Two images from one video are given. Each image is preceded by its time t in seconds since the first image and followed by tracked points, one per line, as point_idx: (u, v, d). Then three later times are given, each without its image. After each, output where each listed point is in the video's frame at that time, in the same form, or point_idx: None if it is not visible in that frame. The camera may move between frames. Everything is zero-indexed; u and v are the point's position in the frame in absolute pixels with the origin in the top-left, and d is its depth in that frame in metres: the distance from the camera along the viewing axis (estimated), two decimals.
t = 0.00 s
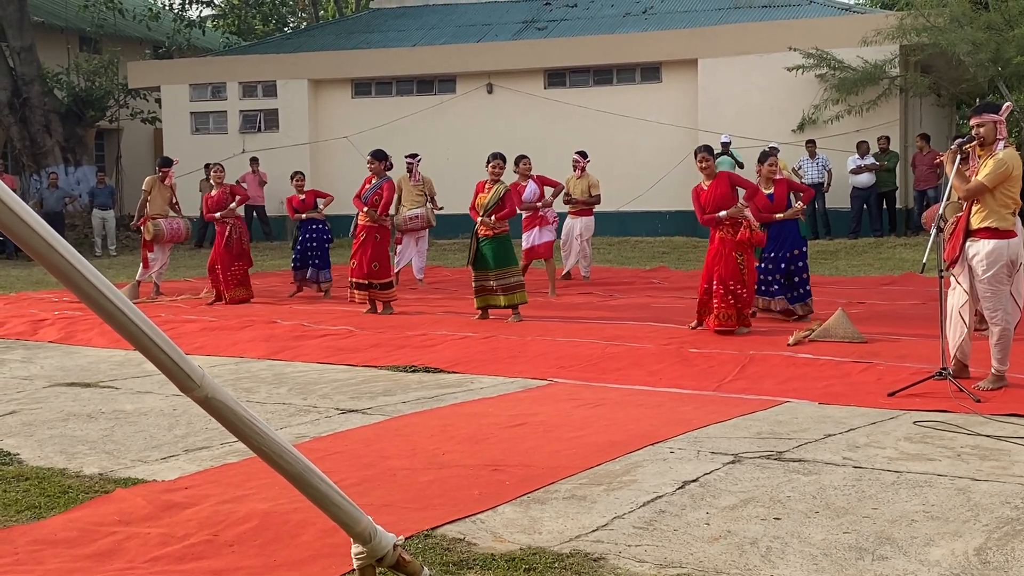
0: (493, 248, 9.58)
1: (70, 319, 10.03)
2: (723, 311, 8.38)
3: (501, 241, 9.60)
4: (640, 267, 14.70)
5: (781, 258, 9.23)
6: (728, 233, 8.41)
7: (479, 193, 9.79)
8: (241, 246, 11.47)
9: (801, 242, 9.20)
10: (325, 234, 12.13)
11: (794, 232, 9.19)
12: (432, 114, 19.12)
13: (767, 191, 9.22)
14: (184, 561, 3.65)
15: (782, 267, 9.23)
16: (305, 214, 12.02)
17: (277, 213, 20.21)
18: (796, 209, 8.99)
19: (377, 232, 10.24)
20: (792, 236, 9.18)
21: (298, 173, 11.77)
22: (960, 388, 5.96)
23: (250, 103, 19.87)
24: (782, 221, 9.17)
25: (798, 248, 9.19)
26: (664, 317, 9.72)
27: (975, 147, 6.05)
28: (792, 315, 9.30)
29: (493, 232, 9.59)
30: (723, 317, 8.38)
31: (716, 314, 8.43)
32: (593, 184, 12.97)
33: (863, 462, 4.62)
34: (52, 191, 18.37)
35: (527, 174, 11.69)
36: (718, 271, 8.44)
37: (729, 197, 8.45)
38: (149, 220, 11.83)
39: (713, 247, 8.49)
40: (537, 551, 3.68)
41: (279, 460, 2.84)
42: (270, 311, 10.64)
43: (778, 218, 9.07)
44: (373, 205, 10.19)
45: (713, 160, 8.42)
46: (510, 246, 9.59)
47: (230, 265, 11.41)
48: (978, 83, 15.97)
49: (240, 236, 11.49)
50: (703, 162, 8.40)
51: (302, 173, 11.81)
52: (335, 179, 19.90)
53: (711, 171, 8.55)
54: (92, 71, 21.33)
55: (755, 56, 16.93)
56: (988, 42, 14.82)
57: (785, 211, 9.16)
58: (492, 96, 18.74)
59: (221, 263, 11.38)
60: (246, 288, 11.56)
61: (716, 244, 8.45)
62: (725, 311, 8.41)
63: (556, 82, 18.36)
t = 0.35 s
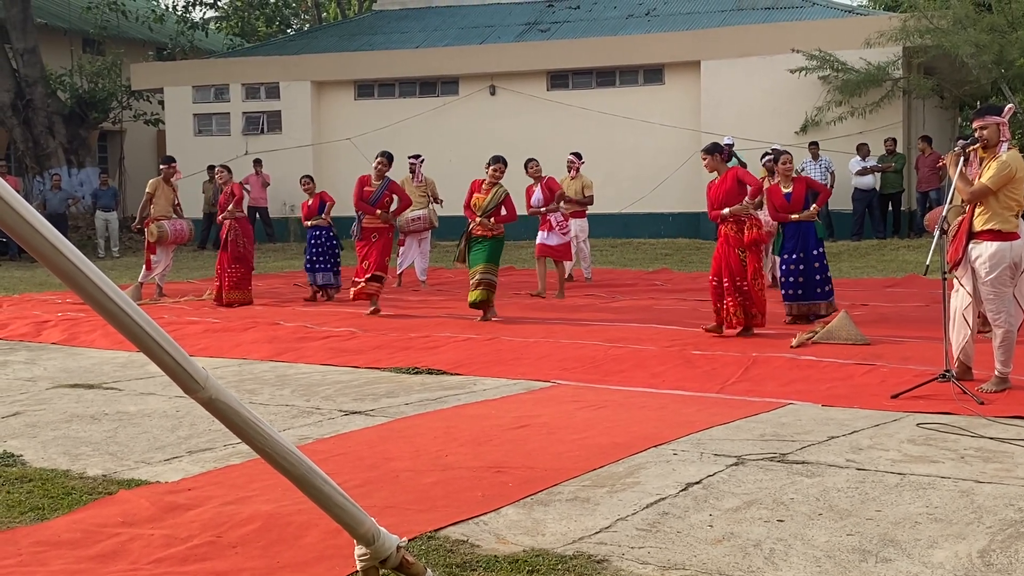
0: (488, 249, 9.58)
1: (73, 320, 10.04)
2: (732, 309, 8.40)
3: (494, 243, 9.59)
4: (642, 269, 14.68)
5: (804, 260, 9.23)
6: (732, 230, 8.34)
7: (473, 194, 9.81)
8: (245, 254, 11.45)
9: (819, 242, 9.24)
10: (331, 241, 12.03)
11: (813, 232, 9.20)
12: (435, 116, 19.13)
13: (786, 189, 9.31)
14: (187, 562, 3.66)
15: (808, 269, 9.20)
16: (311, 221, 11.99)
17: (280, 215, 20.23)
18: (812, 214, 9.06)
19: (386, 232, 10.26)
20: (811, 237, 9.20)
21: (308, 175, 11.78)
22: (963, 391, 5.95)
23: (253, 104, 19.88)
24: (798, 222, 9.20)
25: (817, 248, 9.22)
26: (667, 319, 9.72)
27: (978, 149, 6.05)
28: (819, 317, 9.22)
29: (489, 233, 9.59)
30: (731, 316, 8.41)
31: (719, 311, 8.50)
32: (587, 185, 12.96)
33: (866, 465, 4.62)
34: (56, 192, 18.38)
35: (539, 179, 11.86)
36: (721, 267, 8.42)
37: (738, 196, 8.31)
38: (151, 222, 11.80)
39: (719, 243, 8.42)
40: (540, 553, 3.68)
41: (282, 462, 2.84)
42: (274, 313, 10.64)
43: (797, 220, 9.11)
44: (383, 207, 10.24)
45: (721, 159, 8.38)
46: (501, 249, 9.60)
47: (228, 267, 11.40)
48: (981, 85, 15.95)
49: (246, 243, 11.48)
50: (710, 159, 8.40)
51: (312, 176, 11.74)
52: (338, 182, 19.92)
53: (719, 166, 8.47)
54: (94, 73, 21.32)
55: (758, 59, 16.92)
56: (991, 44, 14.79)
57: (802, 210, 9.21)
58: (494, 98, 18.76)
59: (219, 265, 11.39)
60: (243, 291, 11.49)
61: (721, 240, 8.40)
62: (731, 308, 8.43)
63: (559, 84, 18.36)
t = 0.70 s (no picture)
0: (506, 247, 9.62)
1: (76, 321, 10.05)
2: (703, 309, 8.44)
3: (508, 240, 9.64)
4: (645, 270, 14.67)
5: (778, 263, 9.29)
6: (717, 230, 8.39)
7: (476, 195, 9.59)
8: (229, 251, 11.50)
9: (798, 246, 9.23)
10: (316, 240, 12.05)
11: (794, 237, 9.21)
12: (437, 117, 19.15)
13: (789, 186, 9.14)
14: (190, 563, 3.66)
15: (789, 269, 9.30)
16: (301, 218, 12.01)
17: (283, 216, 20.24)
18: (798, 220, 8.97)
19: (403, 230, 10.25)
20: (791, 242, 9.21)
21: (313, 173, 11.75)
22: (966, 391, 5.95)
23: (256, 105, 19.87)
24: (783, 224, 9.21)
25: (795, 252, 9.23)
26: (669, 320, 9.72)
27: (982, 150, 6.04)
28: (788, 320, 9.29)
29: (504, 230, 9.60)
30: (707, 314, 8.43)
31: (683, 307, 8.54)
32: (585, 186, 13.06)
33: (869, 465, 4.62)
34: (59, 193, 18.39)
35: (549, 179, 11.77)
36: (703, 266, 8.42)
37: (732, 196, 8.40)
38: (155, 222, 11.82)
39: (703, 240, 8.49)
40: (542, 553, 3.68)
41: (285, 462, 2.84)
42: (277, 314, 10.64)
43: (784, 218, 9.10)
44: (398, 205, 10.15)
45: (723, 154, 8.43)
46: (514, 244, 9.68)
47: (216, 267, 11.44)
48: (984, 85, 15.94)
49: (233, 242, 11.55)
50: (710, 153, 8.44)
51: (315, 173, 11.80)
52: (340, 183, 19.93)
53: (719, 161, 8.51)
54: (98, 73, 21.34)
55: (760, 60, 16.92)
56: (993, 45, 14.77)
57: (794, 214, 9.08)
58: (497, 99, 18.76)
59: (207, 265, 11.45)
60: (230, 291, 11.50)
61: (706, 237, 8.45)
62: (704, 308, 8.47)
63: (561, 85, 18.36)
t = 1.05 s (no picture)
0: (527, 248, 9.64)
1: (78, 321, 10.05)
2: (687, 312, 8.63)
3: (528, 240, 9.63)
4: (647, 270, 14.67)
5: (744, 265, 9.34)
6: (699, 235, 8.57)
7: (488, 204, 9.58)
8: (222, 254, 11.53)
9: (768, 251, 9.21)
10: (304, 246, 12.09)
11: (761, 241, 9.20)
12: (439, 117, 19.15)
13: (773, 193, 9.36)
14: (191, 563, 3.67)
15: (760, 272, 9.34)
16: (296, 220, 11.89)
17: (286, 216, 20.24)
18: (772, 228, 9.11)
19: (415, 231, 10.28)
20: (761, 246, 9.21)
21: (311, 180, 11.72)
22: (967, 391, 5.95)
23: (258, 105, 19.89)
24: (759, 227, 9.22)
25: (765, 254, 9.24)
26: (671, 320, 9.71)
27: (984, 150, 6.04)
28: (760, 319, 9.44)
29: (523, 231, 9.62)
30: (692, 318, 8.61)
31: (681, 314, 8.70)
32: (588, 186, 13.08)
33: (870, 465, 4.62)
34: (61, 193, 18.41)
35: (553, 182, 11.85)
36: (688, 271, 8.62)
37: (716, 204, 8.56)
38: (159, 223, 11.87)
39: (688, 244, 8.66)
40: (544, 553, 3.68)
41: (287, 462, 2.84)
42: (279, 314, 10.65)
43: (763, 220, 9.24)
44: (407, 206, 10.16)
45: (712, 159, 8.52)
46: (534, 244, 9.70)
47: (209, 268, 11.47)
48: (987, 85, 15.92)
49: (225, 245, 11.58)
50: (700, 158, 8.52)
51: (315, 182, 11.77)
52: (343, 183, 19.94)
53: (709, 166, 8.62)
54: (100, 73, 21.35)
55: (763, 60, 16.91)
56: (996, 44, 14.75)
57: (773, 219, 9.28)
58: (499, 98, 18.76)
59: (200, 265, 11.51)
60: (219, 293, 11.49)
61: (690, 241, 8.64)
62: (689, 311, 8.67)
63: (563, 85, 18.37)
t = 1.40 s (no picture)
0: (522, 249, 9.61)
1: (80, 321, 10.06)
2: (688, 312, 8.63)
3: (526, 241, 9.62)
4: (649, 270, 14.67)
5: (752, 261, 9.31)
6: (700, 236, 8.52)
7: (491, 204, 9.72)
8: (236, 251, 11.53)
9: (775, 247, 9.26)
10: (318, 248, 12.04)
11: (763, 236, 9.30)
12: (440, 117, 19.15)
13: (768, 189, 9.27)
14: (193, 562, 3.67)
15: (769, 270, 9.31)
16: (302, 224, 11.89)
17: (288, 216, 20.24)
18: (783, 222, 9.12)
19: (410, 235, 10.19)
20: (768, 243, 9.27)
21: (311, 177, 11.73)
22: (969, 391, 5.95)
23: (260, 105, 19.91)
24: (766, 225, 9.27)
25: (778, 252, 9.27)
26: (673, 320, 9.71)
27: (987, 150, 6.04)
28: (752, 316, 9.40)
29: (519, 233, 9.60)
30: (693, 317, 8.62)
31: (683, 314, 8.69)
32: (597, 184, 13.07)
33: (872, 465, 4.61)
34: (64, 193, 18.41)
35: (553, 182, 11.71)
36: (688, 271, 8.57)
37: (715, 204, 8.53)
38: (162, 223, 11.85)
39: (688, 244, 8.62)
40: (546, 553, 3.68)
41: (288, 461, 2.84)
42: (281, 314, 10.66)
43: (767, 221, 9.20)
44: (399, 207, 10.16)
45: (712, 159, 8.47)
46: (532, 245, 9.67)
47: (224, 266, 11.45)
48: (989, 85, 15.92)
49: (238, 242, 11.58)
50: (698, 158, 8.49)
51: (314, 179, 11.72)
52: (345, 183, 19.94)
53: (706, 166, 8.58)
54: (102, 73, 21.35)
55: (765, 60, 16.91)
56: (998, 44, 14.73)
57: (778, 215, 9.21)
58: (501, 98, 18.76)
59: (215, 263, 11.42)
60: (236, 291, 11.55)
61: (690, 242, 8.58)
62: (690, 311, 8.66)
63: (565, 85, 18.37)
